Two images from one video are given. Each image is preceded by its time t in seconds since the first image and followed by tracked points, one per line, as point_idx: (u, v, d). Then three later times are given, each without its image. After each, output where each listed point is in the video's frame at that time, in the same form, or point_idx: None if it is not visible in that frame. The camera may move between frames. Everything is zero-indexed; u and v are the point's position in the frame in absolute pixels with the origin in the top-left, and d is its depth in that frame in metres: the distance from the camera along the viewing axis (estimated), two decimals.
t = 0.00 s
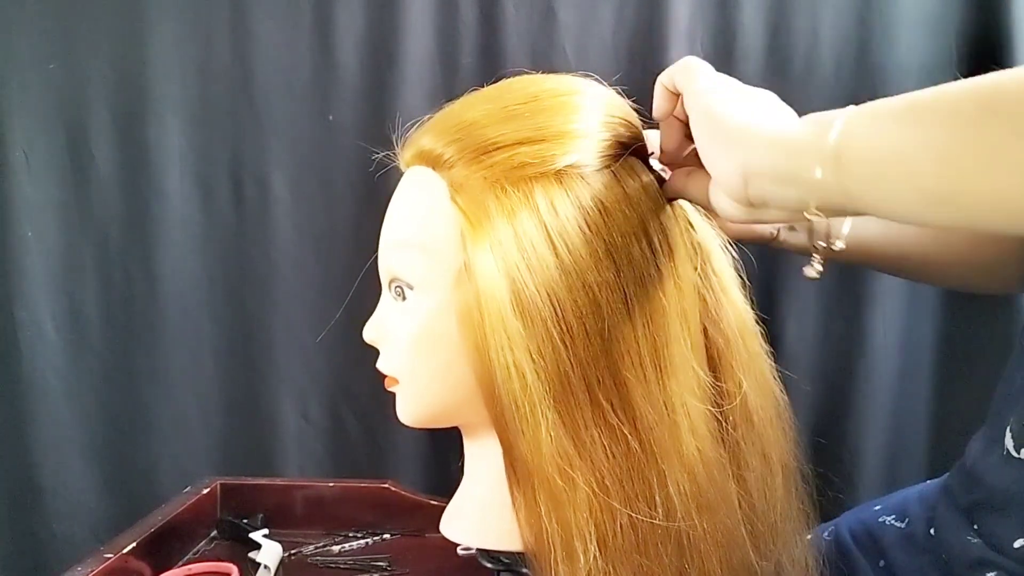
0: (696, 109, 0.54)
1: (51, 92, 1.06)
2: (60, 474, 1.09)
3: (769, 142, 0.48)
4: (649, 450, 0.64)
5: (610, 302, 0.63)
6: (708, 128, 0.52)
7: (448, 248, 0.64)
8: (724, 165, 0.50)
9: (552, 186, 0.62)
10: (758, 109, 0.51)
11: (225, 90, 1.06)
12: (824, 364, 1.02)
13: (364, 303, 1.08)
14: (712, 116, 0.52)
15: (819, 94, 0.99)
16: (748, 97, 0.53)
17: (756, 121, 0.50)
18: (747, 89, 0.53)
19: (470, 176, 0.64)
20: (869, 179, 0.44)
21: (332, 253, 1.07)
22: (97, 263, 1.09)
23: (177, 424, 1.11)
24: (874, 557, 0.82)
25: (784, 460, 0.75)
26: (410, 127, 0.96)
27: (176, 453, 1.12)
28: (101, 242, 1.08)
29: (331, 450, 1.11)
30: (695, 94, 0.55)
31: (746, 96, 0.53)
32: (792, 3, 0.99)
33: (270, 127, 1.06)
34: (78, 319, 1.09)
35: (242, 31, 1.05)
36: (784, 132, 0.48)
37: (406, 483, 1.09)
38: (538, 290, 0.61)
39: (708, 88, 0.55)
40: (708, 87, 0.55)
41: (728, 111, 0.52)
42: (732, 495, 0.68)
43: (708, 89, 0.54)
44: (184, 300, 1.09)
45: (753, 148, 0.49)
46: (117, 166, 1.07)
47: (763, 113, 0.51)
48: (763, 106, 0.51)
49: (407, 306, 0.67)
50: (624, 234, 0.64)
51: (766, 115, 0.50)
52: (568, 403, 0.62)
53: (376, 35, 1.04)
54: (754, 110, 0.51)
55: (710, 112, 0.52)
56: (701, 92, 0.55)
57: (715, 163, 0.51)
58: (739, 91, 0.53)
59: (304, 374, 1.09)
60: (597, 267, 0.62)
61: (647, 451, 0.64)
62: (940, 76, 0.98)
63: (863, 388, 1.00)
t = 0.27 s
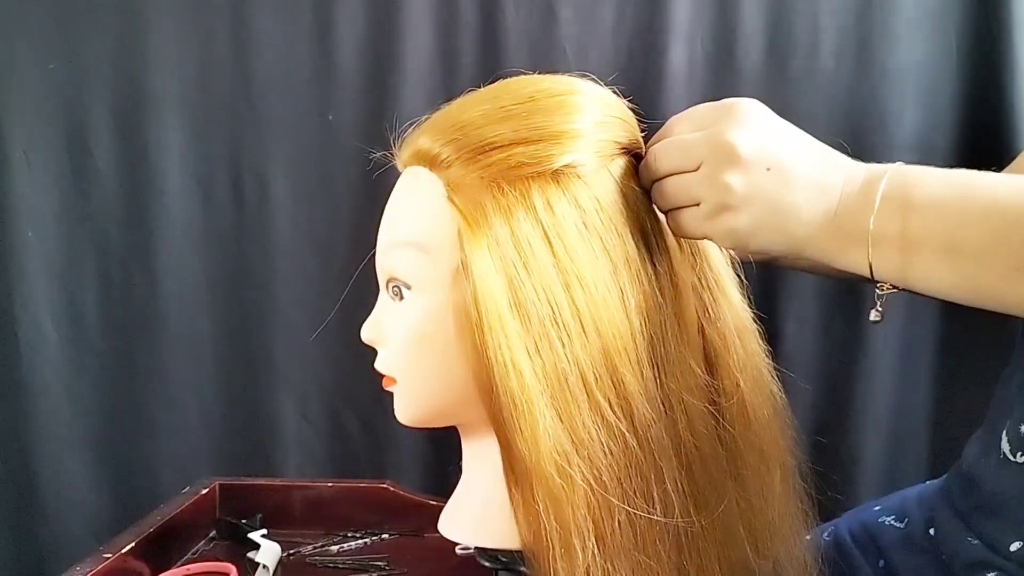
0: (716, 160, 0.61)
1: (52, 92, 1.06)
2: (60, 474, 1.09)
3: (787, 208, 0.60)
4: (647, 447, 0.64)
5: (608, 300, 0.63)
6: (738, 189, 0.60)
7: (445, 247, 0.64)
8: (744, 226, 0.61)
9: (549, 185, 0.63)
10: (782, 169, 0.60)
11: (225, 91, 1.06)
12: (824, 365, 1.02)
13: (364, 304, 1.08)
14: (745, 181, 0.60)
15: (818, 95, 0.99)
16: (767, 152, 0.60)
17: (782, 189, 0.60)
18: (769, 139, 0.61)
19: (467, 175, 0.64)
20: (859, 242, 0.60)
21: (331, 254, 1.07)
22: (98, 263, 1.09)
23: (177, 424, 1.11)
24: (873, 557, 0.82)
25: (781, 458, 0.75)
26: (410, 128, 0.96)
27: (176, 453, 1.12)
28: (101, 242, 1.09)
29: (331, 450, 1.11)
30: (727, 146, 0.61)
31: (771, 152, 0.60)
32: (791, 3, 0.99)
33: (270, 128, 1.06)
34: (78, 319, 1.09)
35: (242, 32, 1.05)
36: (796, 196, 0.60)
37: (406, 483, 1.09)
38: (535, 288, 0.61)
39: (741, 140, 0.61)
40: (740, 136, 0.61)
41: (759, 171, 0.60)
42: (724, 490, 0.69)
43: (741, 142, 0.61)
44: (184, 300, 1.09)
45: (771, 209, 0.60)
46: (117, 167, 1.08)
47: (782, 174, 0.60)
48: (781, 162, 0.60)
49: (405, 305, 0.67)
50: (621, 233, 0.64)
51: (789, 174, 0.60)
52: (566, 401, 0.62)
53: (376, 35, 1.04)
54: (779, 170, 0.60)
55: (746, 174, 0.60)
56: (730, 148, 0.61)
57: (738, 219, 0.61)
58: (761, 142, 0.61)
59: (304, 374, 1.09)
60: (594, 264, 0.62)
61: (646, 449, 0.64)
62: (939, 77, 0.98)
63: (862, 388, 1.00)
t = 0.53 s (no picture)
0: (720, 170, 0.61)
1: (53, 93, 1.07)
2: (61, 473, 1.10)
3: (787, 217, 0.61)
4: (644, 448, 0.63)
5: (604, 301, 0.62)
6: (741, 202, 0.60)
7: (442, 248, 0.64)
8: (746, 238, 0.62)
9: (545, 185, 0.62)
10: (785, 177, 0.61)
11: (225, 92, 1.07)
12: (824, 365, 1.02)
13: (363, 304, 1.08)
14: (748, 192, 0.60)
15: (818, 94, 0.99)
16: (769, 161, 0.61)
17: (784, 197, 0.61)
18: (771, 145, 0.61)
19: (464, 176, 0.64)
20: (858, 249, 0.61)
21: (331, 254, 1.08)
22: (98, 263, 1.09)
23: (178, 424, 1.11)
24: (874, 557, 0.82)
25: (779, 458, 0.75)
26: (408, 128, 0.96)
27: (176, 453, 1.12)
28: (101, 243, 1.09)
29: (331, 450, 1.11)
30: (730, 157, 0.61)
31: (774, 161, 0.61)
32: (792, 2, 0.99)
33: (269, 128, 1.06)
34: (79, 319, 1.09)
35: (242, 32, 1.05)
36: (798, 204, 0.61)
37: (406, 482, 1.09)
38: (531, 288, 0.61)
39: (744, 150, 0.61)
40: (744, 146, 0.61)
41: (763, 183, 0.60)
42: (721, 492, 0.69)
43: (745, 153, 0.61)
44: (184, 300, 1.09)
45: (773, 219, 0.61)
46: (118, 167, 1.08)
47: (785, 183, 0.61)
48: (784, 169, 0.61)
49: (402, 306, 0.67)
50: (617, 233, 0.64)
51: (792, 183, 0.61)
52: (562, 401, 0.62)
53: (376, 35, 1.04)
54: (782, 179, 0.61)
55: (749, 185, 0.60)
56: (733, 159, 0.61)
57: (739, 230, 0.61)
58: (764, 149, 0.61)
59: (304, 374, 1.09)
60: (590, 265, 0.62)
61: (642, 450, 0.64)
62: (940, 75, 0.98)
63: (862, 388, 1.00)
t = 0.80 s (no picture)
0: (725, 174, 0.62)
1: (53, 93, 1.07)
2: (61, 473, 1.10)
3: (792, 221, 0.62)
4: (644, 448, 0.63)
5: (605, 302, 0.62)
6: (745, 205, 0.61)
7: (443, 247, 0.64)
8: (749, 240, 0.62)
9: (546, 185, 0.62)
10: (790, 181, 0.61)
11: (225, 91, 1.06)
12: (824, 365, 1.02)
13: (363, 303, 1.08)
14: (753, 198, 0.61)
15: (818, 93, 0.99)
16: (776, 164, 0.61)
17: (789, 200, 0.61)
18: (777, 149, 0.62)
19: (464, 176, 0.64)
20: (865, 254, 0.61)
21: (331, 253, 1.08)
22: (98, 263, 1.09)
23: (178, 424, 1.11)
24: (874, 556, 0.82)
25: (779, 458, 0.75)
26: (409, 127, 0.96)
27: (176, 452, 1.12)
28: (101, 243, 1.09)
29: (331, 450, 1.11)
30: (737, 161, 0.61)
31: (781, 166, 0.61)
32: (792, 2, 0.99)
33: (269, 128, 1.06)
34: (79, 319, 1.09)
35: (242, 32, 1.05)
36: (803, 208, 0.61)
37: (405, 482, 1.09)
38: (532, 288, 0.61)
39: (750, 154, 0.61)
40: (750, 151, 0.61)
41: (769, 187, 0.61)
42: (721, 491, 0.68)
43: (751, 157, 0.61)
44: (184, 300, 1.09)
45: (777, 222, 0.61)
46: (117, 167, 1.08)
47: (790, 187, 0.61)
48: (790, 174, 0.61)
49: (402, 306, 0.67)
50: (618, 234, 0.64)
51: (798, 187, 0.61)
52: (562, 401, 0.62)
53: (376, 35, 1.04)
54: (788, 183, 0.61)
55: (755, 189, 0.61)
56: (740, 163, 0.61)
57: (743, 233, 0.62)
58: (771, 154, 0.61)
59: (304, 374, 1.09)
60: (591, 265, 0.62)
61: (642, 449, 0.64)
62: (940, 75, 0.98)
63: (862, 388, 1.00)
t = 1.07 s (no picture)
0: (717, 175, 0.58)
1: (53, 93, 1.07)
2: (61, 473, 1.09)
3: (791, 219, 0.59)
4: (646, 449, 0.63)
5: (607, 301, 0.62)
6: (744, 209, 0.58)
7: (446, 247, 0.64)
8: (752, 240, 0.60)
9: (549, 185, 0.62)
10: (788, 177, 0.58)
11: (225, 91, 1.06)
12: (823, 365, 1.02)
13: (364, 303, 1.07)
14: (747, 201, 0.58)
15: (818, 94, 0.99)
16: (769, 165, 0.58)
17: (787, 198, 0.58)
18: (771, 141, 0.58)
19: (467, 175, 0.64)
20: (871, 242, 0.60)
21: (331, 253, 1.07)
22: (98, 263, 1.09)
23: (177, 424, 1.11)
24: (872, 556, 0.82)
25: (781, 459, 0.75)
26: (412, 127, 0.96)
27: (176, 453, 1.12)
28: (101, 243, 1.09)
29: (331, 450, 1.11)
30: (728, 164, 0.58)
31: (776, 165, 0.58)
32: (792, 3, 0.99)
33: (270, 127, 1.06)
34: (79, 319, 1.09)
35: (242, 32, 1.05)
36: (805, 209, 0.59)
37: (406, 483, 1.09)
38: (534, 288, 0.61)
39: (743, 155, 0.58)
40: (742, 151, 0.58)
41: (763, 189, 0.58)
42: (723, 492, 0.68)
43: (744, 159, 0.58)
44: (184, 300, 1.09)
45: (779, 222, 0.59)
46: (117, 167, 1.08)
47: (790, 184, 0.58)
48: (788, 172, 0.58)
49: (405, 305, 0.67)
50: (620, 234, 0.64)
51: (797, 185, 0.58)
52: (564, 402, 0.62)
53: (376, 35, 1.04)
54: (786, 181, 0.58)
55: (749, 194, 0.58)
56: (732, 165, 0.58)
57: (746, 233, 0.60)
58: (763, 153, 0.58)
59: (304, 374, 1.09)
60: (594, 265, 0.62)
61: (643, 450, 0.64)
62: (939, 75, 0.98)
63: (862, 387, 1.00)
